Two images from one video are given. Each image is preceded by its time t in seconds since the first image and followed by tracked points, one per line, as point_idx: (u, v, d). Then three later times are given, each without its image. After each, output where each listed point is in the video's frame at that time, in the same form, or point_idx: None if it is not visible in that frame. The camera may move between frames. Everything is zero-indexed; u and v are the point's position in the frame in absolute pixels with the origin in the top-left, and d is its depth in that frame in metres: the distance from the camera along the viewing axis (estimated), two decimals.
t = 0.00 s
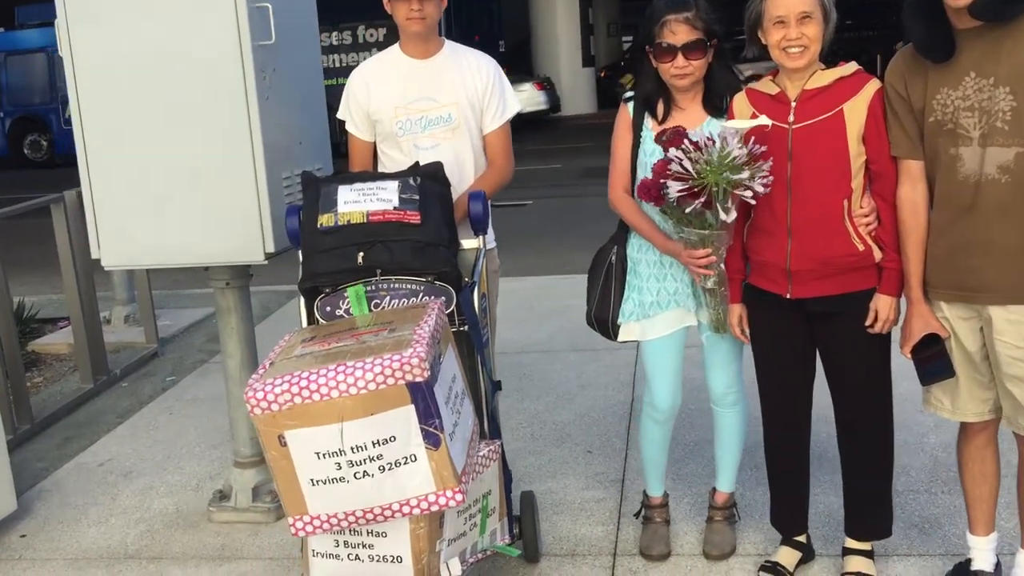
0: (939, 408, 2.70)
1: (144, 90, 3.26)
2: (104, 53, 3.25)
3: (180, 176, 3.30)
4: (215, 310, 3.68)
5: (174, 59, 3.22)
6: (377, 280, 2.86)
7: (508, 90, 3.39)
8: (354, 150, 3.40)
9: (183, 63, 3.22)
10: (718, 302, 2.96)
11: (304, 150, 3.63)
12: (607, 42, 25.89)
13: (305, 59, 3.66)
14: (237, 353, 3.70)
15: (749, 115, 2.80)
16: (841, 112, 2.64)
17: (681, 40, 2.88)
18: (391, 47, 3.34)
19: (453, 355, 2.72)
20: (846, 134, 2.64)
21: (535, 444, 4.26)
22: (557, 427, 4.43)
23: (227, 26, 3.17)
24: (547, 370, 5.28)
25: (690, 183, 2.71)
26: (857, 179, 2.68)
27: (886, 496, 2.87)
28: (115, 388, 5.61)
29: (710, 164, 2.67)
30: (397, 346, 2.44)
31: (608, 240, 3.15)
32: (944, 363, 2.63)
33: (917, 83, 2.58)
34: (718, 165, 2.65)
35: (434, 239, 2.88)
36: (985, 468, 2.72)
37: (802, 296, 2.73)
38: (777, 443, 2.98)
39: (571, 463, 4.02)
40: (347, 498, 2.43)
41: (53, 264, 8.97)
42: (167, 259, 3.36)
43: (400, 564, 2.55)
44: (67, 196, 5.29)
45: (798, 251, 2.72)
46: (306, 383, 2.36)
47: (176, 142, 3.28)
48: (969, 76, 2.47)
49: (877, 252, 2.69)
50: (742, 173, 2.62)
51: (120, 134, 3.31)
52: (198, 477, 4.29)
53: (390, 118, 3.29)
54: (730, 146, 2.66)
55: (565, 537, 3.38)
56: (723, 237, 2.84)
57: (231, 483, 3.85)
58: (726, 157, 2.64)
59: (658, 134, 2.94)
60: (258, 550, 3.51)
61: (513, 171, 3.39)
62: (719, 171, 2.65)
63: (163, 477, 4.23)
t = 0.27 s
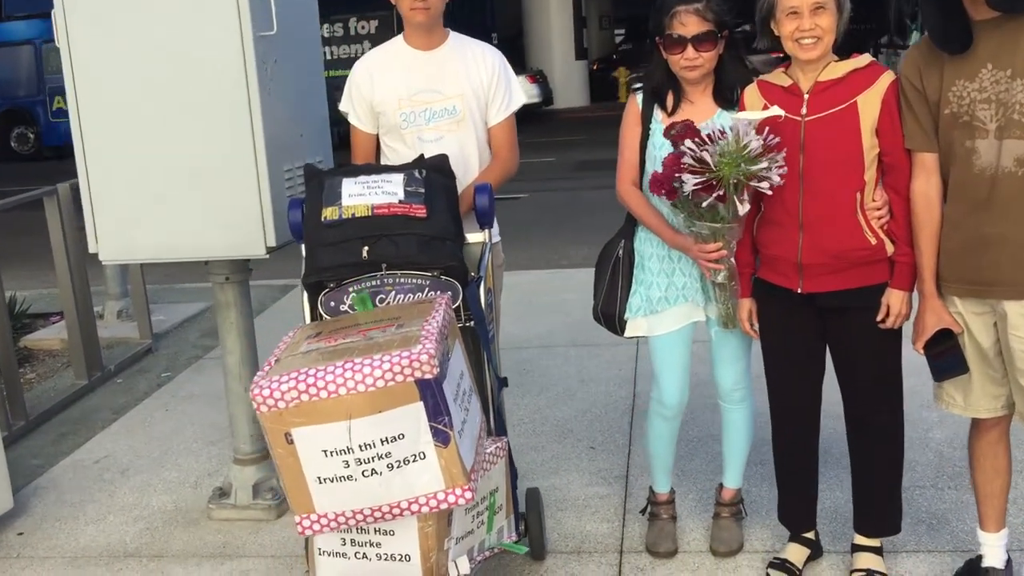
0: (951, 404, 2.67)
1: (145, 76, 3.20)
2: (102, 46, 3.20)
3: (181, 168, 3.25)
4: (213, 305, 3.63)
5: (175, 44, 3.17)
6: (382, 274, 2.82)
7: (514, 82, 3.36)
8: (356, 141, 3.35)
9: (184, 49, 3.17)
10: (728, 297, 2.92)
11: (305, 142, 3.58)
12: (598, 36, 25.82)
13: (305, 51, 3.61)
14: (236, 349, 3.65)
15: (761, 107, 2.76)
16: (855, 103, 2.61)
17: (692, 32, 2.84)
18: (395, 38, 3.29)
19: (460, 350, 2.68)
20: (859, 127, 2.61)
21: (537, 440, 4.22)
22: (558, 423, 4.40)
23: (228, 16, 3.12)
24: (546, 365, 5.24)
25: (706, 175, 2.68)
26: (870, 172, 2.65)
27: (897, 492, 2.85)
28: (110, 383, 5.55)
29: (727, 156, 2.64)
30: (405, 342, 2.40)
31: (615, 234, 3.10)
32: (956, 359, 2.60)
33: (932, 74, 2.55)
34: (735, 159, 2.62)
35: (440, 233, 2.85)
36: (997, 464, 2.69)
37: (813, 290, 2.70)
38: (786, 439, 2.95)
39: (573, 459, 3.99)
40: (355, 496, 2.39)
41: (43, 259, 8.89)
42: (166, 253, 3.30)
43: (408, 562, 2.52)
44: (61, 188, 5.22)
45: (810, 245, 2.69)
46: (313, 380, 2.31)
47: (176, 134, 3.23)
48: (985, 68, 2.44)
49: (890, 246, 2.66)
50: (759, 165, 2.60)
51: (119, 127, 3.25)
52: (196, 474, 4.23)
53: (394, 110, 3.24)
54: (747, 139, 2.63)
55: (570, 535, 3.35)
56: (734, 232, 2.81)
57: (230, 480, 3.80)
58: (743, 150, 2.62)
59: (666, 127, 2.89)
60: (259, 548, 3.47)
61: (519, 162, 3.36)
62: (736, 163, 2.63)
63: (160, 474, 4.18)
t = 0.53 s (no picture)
0: (959, 402, 2.67)
1: (146, 72, 3.17)
2: (103, 42, 3.17)
3: (183, 164, 3.22)
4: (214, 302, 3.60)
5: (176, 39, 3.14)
6: (387, 272, 2.80)
7: (517, 79, 3.32)
8: (358, 138, 3.32)
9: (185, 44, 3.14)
10: (734, 295, 2.91)
11: (306, 138, 3.55)
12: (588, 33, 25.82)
13: (306, 46, 3.58)
14: (237, 346, 3.63)
15: (767, 104, 2.75)
16: (863, 100, 2.60)
17: (698, 27, 2.82)
18: (397, 33, 3.26)
19: (466, 348, 2.67)
20: (868, 124, 2.60)
21: (537, 436, 4.21)
22: (558, 420, 4.39)
23: (230, 10, 3.09)
24: (544, 362, 5.23)
25: (716, 172, 2.68)
26: (878, 169, 2.65)
27: (903, 490, 2.85)
28: (105, 380, 5.51)
29: (737, 153, 2.64)
30: (413, 340, 2.38)
31: (619, 232, 3.08)
32: (964, 357, 2.60)
33: (940, 72, 2.54)
34: (747, 156, 2.62)
35: (444, 230, 2.82)
36: (1004, 462, 2.69)
37: (821, 288, 2.70)
38: (792, 437, 2.95)
39: (574, 456, 3.98)
40: (363, 495, 2.38)
41: (35, 255, 8.84)
42: (168, 249, 3.28)
43: (417, 560, 2.52)
44: (56, 184, 5.17)
45: (818, 242, 2.68)
46: (321, 378, 2.30)
47: (178, 129, 3.20)
48: (994, 66, 2.44)
49: (898, 244, 2.66)
50: (770, 161, 2.60)
51: (120, 121, 3.22)
52: (194, 472, 4.21)
53: (396, 106, 3.21)
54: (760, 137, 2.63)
55: (574, 532, 3.34)
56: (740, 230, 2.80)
57: (231, 477, 3.78)
58: (756, 148, 2.61)
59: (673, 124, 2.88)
60: (261, 546, 3.46)
61: (521, 158, 3.34)
62: (746, 159, 2.63)
63: (159, 472, 4.16)
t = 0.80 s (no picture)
0: (970, 397, 2.67)
1: (148, 65, 3.14)
2: (105, 33, 3.13)
3: (187, 157, 3.19)
4: (217, 296, 3.58)
5: (179, 31, 3.11)
6: (395, 267, 2.78)
7: (524, 73, 3.28)
8: (363, 133, 3.30)
9: (188, 36, 3.10)
10: (742, 289, 2.90)
11: (310, 131, 3.53)
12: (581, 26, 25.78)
13: (310, 39, 3.56)
14: (240, 340, 3.60)
15: (778, 97, 2.73)
16: (876, 94, 2.58)
17: (708, 18, 2.79)
18: (403, 26, 3.24)
19: (477, 343, 2.65)
20: (880, 118, 2.58)
21: (540, 430, 4.21)
22: (560, 414, 4.38)
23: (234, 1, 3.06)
24: (544, 356, 5.22)
25: (728, 163, 2.66)
26: (889, 164, 2.64)
27: (912, 484, 2.85)
28: (103, 374, 5.48)
29: (749, 145, 2.62)
30: (425, 334, 2.36)
31: (626, 226, 3.06)
32: (976, 351, 2.60)
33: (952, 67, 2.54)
34: (760, 148, 2.60)
35: (453, 224, 2.81)
36: (1015, 457, 2.70)
37: (832, 282, 2.70)
38: (801, 431, 2.94)
39: (578, 450, 3.97)
40: (376, 489, 2.36)
41: (28, 248, 8.78)
42: (172, 243, 3.25)
43: (427, 556, 2.50)
44: (53, 177, 5.14)
45: (830, 236, 2.67)
46: (333, 373, 2.28)
47: (182, 121, 3.17)
48: (1008, 60, 2.44)
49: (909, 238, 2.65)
50: (782, 153, 2.58)
51: (123, 113, 3.18)
52: (195, 466, 4.19)
53: (402, 100, 3.18)
54: (772, 129, 2.61)
55: (581, 526, 3.33)
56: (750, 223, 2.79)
57: (233, 472, 3.76)
58: (769, 140, 2.60)
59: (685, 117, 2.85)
60: (266, 541, 3.44)
61: (528, 153, 3.32)
62: (758, 151, 2.61)
63: (160, 466, 4.13)
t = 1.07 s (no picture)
0: (980, 395, 2.66)
1: (149, 58, 3.10)
2: (105, 25, 3.09)
3: (188, 151, 3.15)
4: (217, 293, 3.54)
5: (181, 24, 3.07)
6: (402, 264, 2.74)
7: (530, 67, 3.26)
8: (367, 128, 3.26)
9: (190, 28, 3.07)
10: (750, 287, 2.88)
11: (312, 127, 3.50)
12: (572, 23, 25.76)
13: (312, 34, 3.53)
14: (241, 337, 3.57)
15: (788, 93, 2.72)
16: (887, 91, 2.57)
17: (719, 11, 2.75)
18: (408, 20, 3.21)
19: (485, 340, 2.62)
20: (891, 115, 2.57)
21: (541, 429, 4.18)
22: (562, 412, 4.36)
23: None
24: (543, 354, 5.20)
25: (737, 158, 2.64)
26: (900, 161, 2.62)
27: (921, 483, 2.84)
28: (97, 372, 5.43)
29: (759, 139, 2.61)
30: (435, 332, 2.33)
31: (633, 223, 3.05)
32: (987, 349, 2.59)
33: (965, 63, 2.52)
34: (769, 141, 2.58)
35: (460, 221, 2.77)
36: None
37: (842, 279, 2.68)
38: (808, 430, 2.93)
39: (580, 448, 3.95)
40: (385, 490, 2.33)
41: (19, 245, 8.71)
42: (173, 238, 3.21)
43: (435, 557, 2.47)
44: (47, 173, 5.10)
45: (841, 233, 2.65)
46: (343, 370, 2.25)
47: (183, 114, 3.13)
48: (1021, 57, 2.42)
49: (920, 235, 2.64)
50: (792, 147, 2.56)
51: (123, 107, 3.14)
52: (193, 466, 4.15)
53: (407, 95, 3.15)
54: (782, 123, 2.59)
55: (585, 526, 3.31)
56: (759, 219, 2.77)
57: (233, 471, 3.72)
58: (778, 133, 2.58)
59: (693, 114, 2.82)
60: (267, 541, 3.40)
61: (533, 145, 3.30)
62: (767, 146, 2.59)
63: (158, 466, 4.09)
